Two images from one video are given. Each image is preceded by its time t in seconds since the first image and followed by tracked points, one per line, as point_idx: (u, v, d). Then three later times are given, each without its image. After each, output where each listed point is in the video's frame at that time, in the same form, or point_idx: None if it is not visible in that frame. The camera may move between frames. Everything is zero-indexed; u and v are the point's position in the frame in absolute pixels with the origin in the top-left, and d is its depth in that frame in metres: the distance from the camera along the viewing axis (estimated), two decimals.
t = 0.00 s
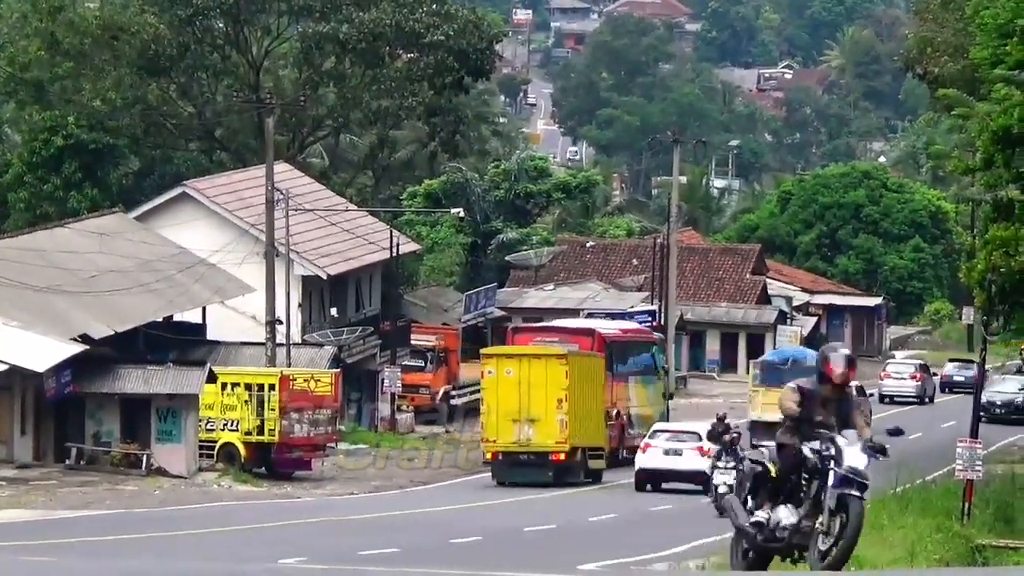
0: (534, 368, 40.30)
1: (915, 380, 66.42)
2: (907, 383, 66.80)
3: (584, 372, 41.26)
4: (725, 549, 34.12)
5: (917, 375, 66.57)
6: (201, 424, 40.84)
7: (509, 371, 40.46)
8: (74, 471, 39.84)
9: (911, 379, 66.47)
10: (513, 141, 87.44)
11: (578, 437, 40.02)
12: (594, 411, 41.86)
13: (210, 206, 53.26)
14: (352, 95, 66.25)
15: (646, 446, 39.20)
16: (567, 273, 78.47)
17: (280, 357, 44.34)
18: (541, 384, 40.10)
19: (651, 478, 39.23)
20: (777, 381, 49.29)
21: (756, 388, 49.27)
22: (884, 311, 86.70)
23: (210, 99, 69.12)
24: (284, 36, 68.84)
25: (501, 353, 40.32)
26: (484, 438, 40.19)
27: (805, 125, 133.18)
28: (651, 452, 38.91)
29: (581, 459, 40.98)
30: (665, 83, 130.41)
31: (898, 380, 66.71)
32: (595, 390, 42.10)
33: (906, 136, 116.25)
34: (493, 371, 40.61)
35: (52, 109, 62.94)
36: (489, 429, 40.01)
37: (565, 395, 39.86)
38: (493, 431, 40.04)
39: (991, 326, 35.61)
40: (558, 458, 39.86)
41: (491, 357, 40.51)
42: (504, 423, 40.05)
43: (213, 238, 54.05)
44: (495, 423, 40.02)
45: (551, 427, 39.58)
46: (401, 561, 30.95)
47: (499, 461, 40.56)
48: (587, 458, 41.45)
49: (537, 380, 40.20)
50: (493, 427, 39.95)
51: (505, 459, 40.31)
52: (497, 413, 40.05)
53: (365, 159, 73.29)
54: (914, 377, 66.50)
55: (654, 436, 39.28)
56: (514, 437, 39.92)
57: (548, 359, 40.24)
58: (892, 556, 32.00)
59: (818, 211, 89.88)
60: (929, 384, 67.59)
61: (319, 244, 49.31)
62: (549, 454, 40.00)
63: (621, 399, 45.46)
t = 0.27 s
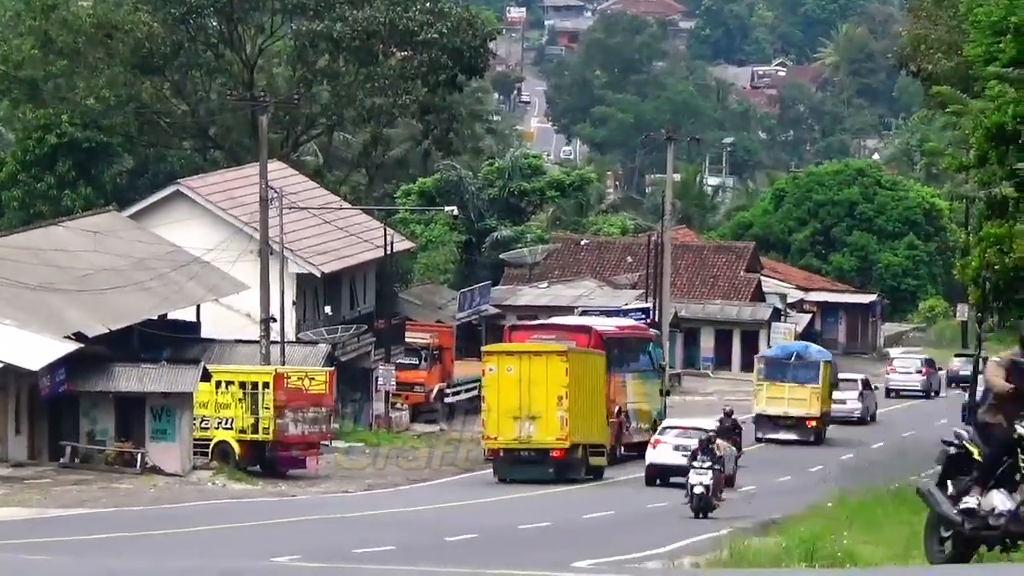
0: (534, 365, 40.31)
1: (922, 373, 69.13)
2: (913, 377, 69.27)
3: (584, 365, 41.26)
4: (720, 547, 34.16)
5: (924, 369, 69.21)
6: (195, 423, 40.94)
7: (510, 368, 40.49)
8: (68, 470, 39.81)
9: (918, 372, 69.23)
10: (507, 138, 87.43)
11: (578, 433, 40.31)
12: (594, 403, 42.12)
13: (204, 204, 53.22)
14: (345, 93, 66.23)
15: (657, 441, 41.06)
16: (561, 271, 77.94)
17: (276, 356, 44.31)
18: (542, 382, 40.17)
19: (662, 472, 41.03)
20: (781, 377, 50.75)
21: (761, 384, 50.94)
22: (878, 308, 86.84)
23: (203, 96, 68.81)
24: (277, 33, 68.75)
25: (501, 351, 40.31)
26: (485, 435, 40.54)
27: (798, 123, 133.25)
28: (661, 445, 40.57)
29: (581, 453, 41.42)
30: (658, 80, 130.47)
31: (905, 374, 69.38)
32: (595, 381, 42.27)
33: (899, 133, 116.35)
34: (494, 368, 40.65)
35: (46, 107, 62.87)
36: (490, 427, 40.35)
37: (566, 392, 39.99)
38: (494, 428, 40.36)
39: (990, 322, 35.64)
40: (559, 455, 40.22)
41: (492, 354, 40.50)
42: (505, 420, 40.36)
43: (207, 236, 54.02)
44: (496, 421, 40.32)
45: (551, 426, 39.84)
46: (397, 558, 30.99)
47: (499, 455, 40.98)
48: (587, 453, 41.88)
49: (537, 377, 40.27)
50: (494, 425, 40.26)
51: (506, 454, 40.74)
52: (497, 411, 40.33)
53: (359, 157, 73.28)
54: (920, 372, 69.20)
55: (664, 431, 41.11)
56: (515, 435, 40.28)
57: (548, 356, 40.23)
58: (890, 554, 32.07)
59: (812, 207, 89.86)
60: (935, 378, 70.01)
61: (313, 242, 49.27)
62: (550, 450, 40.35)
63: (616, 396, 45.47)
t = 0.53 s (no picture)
0: (537, 361, 40.38)
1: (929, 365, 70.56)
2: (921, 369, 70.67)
3: (587, 362, 41.37)
4: (714, 542, 34.23)
5: (932, 361, 70.57)
6: (191, 419, 40.86)
7: (513, 363, 40.58)
8: (63, 466, 39.83)
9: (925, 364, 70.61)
10: (502, 134, 87.48)
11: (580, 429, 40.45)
12: (596, 400, 42.27)
13: (199, 201, 53.22)
14: (340, 89, 66.23)
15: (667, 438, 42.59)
16: (555, 267, 78.28)
17: (269, 352, 44.28)
18: (545, 378, 40.27)
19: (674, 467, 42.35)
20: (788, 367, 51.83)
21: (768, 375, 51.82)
22: (873, 304, 86.91)
23: (198, 93, 68.29)
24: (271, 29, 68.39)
25: (505, 347, 40.33)
26: (488, 430, 40.67)
27: (793, 118, 133.29)
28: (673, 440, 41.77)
29: (583, 449, 41.58)
30: (653, 76, 130.54)
31: (913, 366, 70.81)
32: (597, 378, 42.42)
33: (894, 128, 116.44)
34: (497, 364, 40.70)
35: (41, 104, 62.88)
36: (493, 422, 40.47)
37: (568, 388, 40.10)
38: (497, 423, 40.49)
39: (984, 318, 35.63)
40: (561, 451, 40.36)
41: (495, 350, 40.53)
42: (508, 415, 40.48)
43: (202, 233, 54.03)
44: (499, 416, 40.42)
45: (555, 422, 39.97)
46: (391, 555, 30.98)
47: (502, 451, 41.12)
48: (589, 449, 42.06)
49: (540, 373, 40.35)
50: (497, 420, 40.37)
51: (509, 450, 40.87)
52: (500, 406, 40.43)
53: (354, 154, 73.31)
54: (929, 364, 70.68)
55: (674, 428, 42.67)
56: (518, 430, 40.41)
57: (551, 351, 40.33)
58: (882, 550, 32.18)
59: (807, 203, 89.83)
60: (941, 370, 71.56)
61: (308, 239, 49.27)
62: (552, 445, 40.48)
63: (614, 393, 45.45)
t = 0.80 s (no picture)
0: (540, 359, 40.32)
1: (936, 364, 70.68)
2: (927, 366, 71.00)
3: (590, 361, 41.29)
4: (709, 541, 34.22)
5: (938, 360, 70.57)
6: (185, 418, 40.85)
7: (516, 362, 40.52)
8: (58, 464, 39.86)
9: (932, 362, 70.72)
10: (497, 133, 87.48)
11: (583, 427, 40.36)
12: (600, 398, 42.23)
13: (194, 199, 53.13)
14: (335, 88, 66.25)
15: (676, 431, 42.27)
16: (550, 265, 78.04)
17: (265, 350, 44.30)
18: (547, 377, 40.19)
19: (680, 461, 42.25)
20: (795, 364, 52.92)
21: (774, 372, 53.08)
22: (869, 304, 86.64)
23: (194, 91, 69.02)
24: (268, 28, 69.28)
25: (508, 346, 40.30)
26: (491, 428, 40.68)
27: (788, 118, 133.34)
28: (682, 437, 41.93)
29: (586, 447, 41.60)
30: (648, 76, 130.52)
31: (919, 364, 71.21)
32: (601, 375, 42.37)
33: (889, 128, 116.50)
34: (501, 362, 40.67)
35: (36, 101, 62.78)
36: (496, 420, 40.48)
37: (571, 388, 40.03)
38: (500, 421, 40.49)
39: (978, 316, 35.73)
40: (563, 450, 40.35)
41: (499, 348, 40.52)
42: (511, 414, 40.49)
43: (197, 231, 53.96)
44: (503, 414, 40.43)
45: (557, 421, 39.92)
46: (384, 552, 31.02)
47: (505, 448, 41.15)
48: (593, 447, 42.10)
49: (543, 372, 40.29)
50: (500, 419, 40.37)
51: (512, 447, 40.89)
52: (503, 405, 40.43)
53: (349, 153, 73.31)
54: (935, 362, 70.85)
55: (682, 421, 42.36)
56: (520, 428, 40.41)
57: (554, 350, 40.25)
58: (876, 549, 32.21)
59: (802, 203, 89.87)
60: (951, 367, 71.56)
61: (303, 237, 49.24)
62: (555, 444, 40.47)
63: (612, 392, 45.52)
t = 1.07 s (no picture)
0: (540, 358, 40.50)
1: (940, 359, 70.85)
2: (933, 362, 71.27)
3: (590, 359, 41.48)
4: (701, 540, 34.27)
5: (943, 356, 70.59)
6: (179, 415, 41.17)
7: (517, 360, 40.70)
8: (52, 461, 39.86)
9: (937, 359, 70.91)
10: (491, 132, 87.54)
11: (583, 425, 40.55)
12: (599, 396, 42.44)
13: (189, 196, 53.14)
14: (330, 86, 66.20)
15: (683, 428, 43.46)
16: (545, 264, 78.34)
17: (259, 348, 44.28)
18: (548, 375, 40.36)
19: (688, 457, 43.45)
20: (799, 359, 55.30)
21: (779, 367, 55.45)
22: (862, 303, 86.56)
23: (189, 88, 68.96)
24: (263, 25, 69.49)
25: (509, 344, 40.48)
26: (491, 426, 40.86)
27: (783, 117, 133.46)
28: (688, 433, 43.16)
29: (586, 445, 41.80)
30: (644, 74, 130.49)
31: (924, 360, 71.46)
32: (601, 373, 42.57)
33: (884, 128, 116.61)
34: (502, 361, 40.84)
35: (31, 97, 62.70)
36: (497, 418, 40.66)
37: (571, 386, 40.21)
38: (501, 419, 40.68)
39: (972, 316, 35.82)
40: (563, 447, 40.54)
41: (499, 347, 40.71)
42: (511, 412, 40.67)
43: (191, 229, 53.99)
44: (503, 412, 40.62)
45: (557, 419, 40.10)
46: (377, 550, 31.05)
47: (506, 446, 41.34)
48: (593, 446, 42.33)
49: (544, 370, 40.46)
50: (501, 417, 40.55)
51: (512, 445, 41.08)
52: (504, 403, 40.60)
53: (343, 150, 73.34)
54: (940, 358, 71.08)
55: (688, 419, 43.57)
56: (521, 426, 40.59)
57: (554, 349, 40.43)
58: (870, 549, 32.21)
59: (796, 203, 89.76)
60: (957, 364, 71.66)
61: (298, 234, 49.28)
62: (555, 441, 40.67)
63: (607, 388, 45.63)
